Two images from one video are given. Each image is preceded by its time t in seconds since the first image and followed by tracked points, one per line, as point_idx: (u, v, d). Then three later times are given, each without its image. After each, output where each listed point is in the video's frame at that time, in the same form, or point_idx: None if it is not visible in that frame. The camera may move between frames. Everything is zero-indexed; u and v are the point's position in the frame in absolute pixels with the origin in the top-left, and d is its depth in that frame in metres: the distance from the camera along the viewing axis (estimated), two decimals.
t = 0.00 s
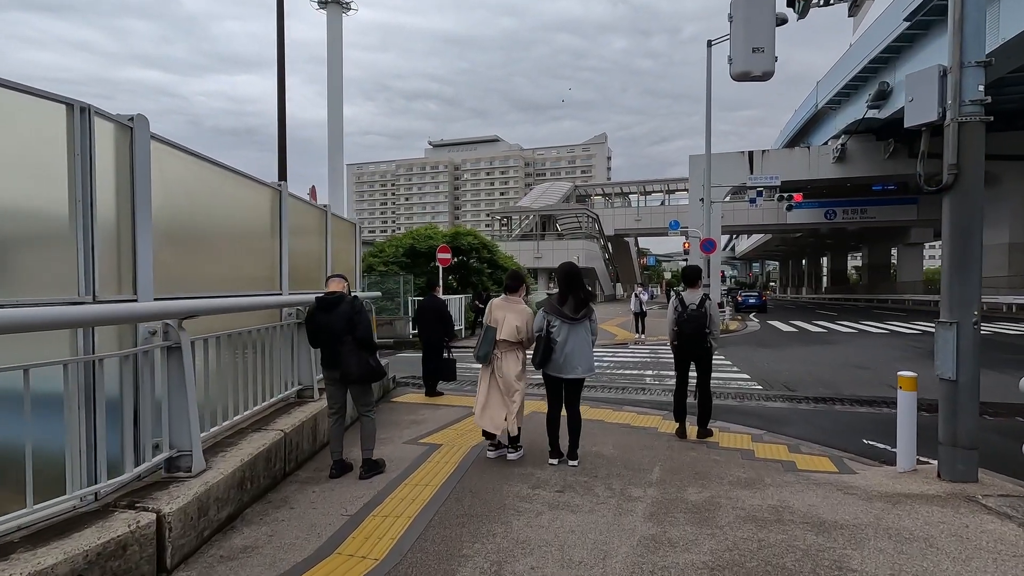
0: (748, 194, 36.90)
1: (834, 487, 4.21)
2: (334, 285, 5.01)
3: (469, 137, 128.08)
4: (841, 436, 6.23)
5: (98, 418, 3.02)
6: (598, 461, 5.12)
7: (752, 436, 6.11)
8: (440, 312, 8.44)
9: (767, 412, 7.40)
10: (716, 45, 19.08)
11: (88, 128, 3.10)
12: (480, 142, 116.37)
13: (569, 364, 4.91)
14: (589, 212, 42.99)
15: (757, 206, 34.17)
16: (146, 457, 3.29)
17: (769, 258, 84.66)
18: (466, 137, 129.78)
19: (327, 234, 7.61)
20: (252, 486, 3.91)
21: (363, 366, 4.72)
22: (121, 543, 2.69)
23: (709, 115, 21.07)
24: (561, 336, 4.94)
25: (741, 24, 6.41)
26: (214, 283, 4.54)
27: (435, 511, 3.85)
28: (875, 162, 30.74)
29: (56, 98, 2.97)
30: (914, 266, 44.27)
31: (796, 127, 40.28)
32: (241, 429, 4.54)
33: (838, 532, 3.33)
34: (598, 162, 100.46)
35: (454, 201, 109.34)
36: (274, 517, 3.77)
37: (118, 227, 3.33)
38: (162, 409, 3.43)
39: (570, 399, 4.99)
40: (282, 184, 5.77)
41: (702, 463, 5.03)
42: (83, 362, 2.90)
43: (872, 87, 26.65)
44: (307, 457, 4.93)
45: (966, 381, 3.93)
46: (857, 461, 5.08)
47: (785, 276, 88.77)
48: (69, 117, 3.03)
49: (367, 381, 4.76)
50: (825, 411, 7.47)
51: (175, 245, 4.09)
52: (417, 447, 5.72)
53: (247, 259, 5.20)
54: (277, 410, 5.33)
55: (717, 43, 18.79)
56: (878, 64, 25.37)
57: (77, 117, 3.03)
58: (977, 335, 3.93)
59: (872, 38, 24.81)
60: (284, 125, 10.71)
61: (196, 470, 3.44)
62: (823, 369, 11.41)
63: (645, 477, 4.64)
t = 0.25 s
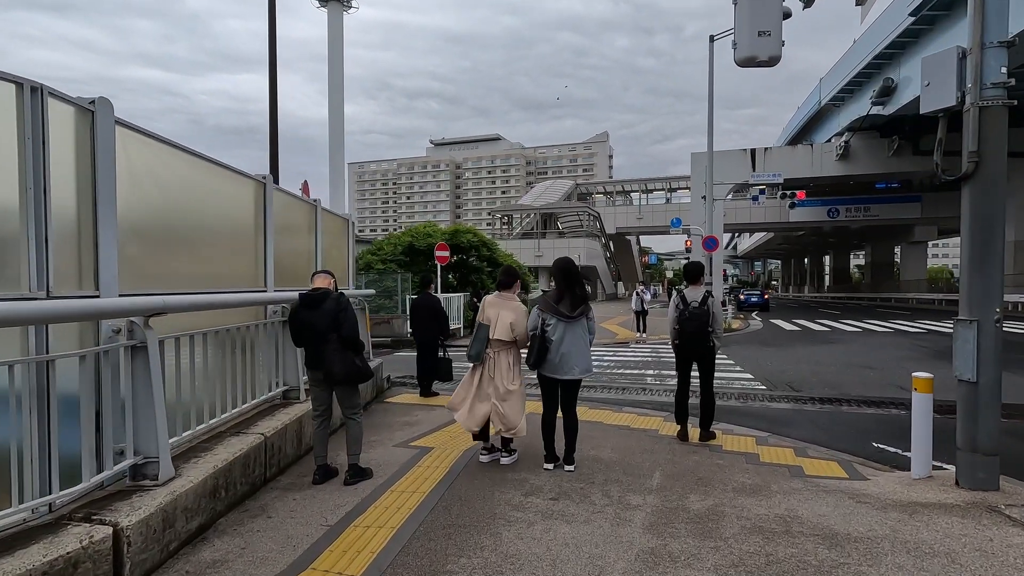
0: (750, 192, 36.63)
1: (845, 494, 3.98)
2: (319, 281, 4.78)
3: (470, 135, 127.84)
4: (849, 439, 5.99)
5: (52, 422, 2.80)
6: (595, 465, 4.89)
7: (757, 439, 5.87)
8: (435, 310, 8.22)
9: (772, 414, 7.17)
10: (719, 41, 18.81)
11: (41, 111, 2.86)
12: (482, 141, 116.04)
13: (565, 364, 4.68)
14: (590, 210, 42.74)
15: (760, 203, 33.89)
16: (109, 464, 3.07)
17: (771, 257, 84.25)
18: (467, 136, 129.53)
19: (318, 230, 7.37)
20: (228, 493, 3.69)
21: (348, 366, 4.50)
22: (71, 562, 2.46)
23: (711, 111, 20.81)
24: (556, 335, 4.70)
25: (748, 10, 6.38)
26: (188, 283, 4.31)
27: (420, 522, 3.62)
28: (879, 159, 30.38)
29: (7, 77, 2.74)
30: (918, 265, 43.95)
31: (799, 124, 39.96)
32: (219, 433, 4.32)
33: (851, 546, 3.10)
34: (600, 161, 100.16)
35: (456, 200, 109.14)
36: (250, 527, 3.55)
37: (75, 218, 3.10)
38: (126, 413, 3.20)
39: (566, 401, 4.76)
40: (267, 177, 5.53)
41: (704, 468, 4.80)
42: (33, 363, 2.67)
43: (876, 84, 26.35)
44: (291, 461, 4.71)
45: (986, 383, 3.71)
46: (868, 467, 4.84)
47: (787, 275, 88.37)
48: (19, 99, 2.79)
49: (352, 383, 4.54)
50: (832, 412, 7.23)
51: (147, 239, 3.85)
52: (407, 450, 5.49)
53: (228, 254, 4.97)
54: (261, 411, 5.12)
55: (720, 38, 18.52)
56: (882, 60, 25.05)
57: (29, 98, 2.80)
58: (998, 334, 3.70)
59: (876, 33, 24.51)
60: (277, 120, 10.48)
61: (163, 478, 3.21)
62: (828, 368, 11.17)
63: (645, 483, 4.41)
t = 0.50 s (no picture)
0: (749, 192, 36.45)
1: (851, 507, 3.78)
2: (300, 283, 4.60)
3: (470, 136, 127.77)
4: (853, 446, 5.79)
5: None
6: (589, 475, 4.69)
7: (757, 446, 5.67)
8: (427, 311, 8.01)
9: (773, 418, 6.98)
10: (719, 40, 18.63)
11: None
12: (481, 141, 115.80)
13: (557, 369, 4.47)
14: (589, 210, 42.55)
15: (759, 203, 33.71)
16: (64, 480, 2.86)
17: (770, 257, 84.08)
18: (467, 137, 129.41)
19: (305, 229, 7.16)
20: (198, 507, 3.49)
21: (329, 371, 4.33)
22: None
23: (710, 110, 20.62)
24: (548, 338, 4.51)
25: None
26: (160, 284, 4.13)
27: (402, 538, 3.42)
28: (878, 159, 30.15)
29: None
30: (918, 265, 43.80)
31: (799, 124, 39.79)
32: (194, 441, 4.12)
33: (859, 566, 2.91)
34: (599, 161, 100.02)
35: (455, 200, 109.01)
36: (220, 543, 3.35)
37: (29, 216, 2.91)
38: (84, 423, 3.00)
39: (558, 408, 4.56)
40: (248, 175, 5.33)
41: (703, 478, 4.60)
42: None
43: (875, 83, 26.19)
44: (271, 471, 4.52)
45: (1001, 391, 3.53)
46: (874, 476, 4.64)
47: (787, 275, 88.25)
48: None
49: (333, 389, 4.36)
50: (834, 417, 7.03)
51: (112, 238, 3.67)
52: (394, 457, 5.29)
53: (205, 255, 4.77)
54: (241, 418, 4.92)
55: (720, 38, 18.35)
56: (882, 60, 24.86)
57: None
58: (1012, 339, 3.51)
59: (876, 32, 24.31)
60: (267, 118, 10.28)
61: (124, 494, 3.01)
62: (829, 371, 10.98)
63: (641, 494, 4.21)
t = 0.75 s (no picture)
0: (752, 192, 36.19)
1: (867, 521, 3.59)
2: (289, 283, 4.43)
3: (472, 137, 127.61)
4: (865, 453, 5.58)
5: None
6: (590, 484, 4.49)
7: (765, 453, 5.46)
8: (425, 312, 7.83)
9: (780, 423, 6.78)
10: (722, 38, 18.42)
11: None
12: (483, 141, 115.69)
13: (556, 373, 4.29)
14: (591, 211, 42.33)
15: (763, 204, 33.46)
16: (29, 493, 2.68)
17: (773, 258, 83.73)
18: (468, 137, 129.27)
19: (299, 227, 6.98)
20: (177, 520, 3.31)
21: (317, 377, 4.16)
22: None
23: (713, 109, 20.40)
24: (547, 341, 4.32)
25: None
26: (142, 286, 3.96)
27: (391, 554, 3.23)
28: (883, 159, 29.84)
29: None
30: (922, 266, 43.51)
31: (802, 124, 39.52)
32: (176, 449, 3.94)
33: None
34: (601, 162, 99.73)
35: (457, 201, 108.88)
36: (199, 559, 3.16)
37: None
38: (51, 432, 2.81)
39: (558, 414, 4.37)
40: (237, 171, 5.15)
41: (709, 487, 4.41)
42: None
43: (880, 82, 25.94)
44: (258, 479, 4.34)
45: None
46: (887, 486, 4.44)
47: (790, 276, 87.88)
48: None
49: (322, 394, 4.19)
50: (844, 422, 6.81)
51: (90, 238, 3.50)
52: (388, 464, 5.10)
53: (191, 254, 4.59)
54: (229, 422, 4.75)
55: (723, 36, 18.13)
56: (887, 59, 24.59)
57: None
58: None
59: (881, 31, 24.04)
60: (263, 116, 10.10)
61: (94, 508, 2.83)
62: (835, 373, 10.78)
63: (645, 505, 4.02)
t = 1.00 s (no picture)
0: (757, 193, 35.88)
1: (892, 537, 3.34)
2: (277, 282, 4.23)
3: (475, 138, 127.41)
4: (884, 461, 5.31)
5: None
6: (596, 495, 4.25)
7: (778, 461, 5.21)
8: (424, 312, 7.61)
9: (792, 428, 6.52)
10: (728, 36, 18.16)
11: None
12: (486, 142, 115.63)
13: (559, 377, 4.06)
14: (595, 212, 42.07)
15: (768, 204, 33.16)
16: None
17: (778, 259, 83.22)
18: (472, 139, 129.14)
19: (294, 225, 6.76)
20: (153, 535, 3.09)
21: (305, 382, 3.96)
22: None
23: (719, 108, 20.14)
24: (549, 344, 4.10)
25: None
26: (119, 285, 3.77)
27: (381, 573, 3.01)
28: (890, 159, 29.50)
29: None
30: (930, 267, 43.07)
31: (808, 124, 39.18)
32: (158, 457, 3.74)
33: None
34: (605, 163, 99.41)
35: (460, 202, 108.74)
36: None
37: None
38: (11, 443, 2.60)
39: (560, 420, 4.15)
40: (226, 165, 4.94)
41: (721, 499, 4.17)
42: None
43: (887, 82, 25.60)
44: (245, 488, 4.13)
45: None
46: (911, 498, 4.19)
47: (795, 277, 87.40)
48: None
49: (311, 400, 3.99)
50: (858, 427, 6.55)
51: (60, 233, 3.32)
52: (384, 472, 4.88)
53: (173, 251, 4.38)
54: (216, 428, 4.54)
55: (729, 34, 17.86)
56: (894, 57, 24.27)
57: None
58: None
59: (888, 30, 23.73)
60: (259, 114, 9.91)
61: (57, 525, 2.61)
62: (846, 376, 10.50)
63: (654, 518, 3.78)
